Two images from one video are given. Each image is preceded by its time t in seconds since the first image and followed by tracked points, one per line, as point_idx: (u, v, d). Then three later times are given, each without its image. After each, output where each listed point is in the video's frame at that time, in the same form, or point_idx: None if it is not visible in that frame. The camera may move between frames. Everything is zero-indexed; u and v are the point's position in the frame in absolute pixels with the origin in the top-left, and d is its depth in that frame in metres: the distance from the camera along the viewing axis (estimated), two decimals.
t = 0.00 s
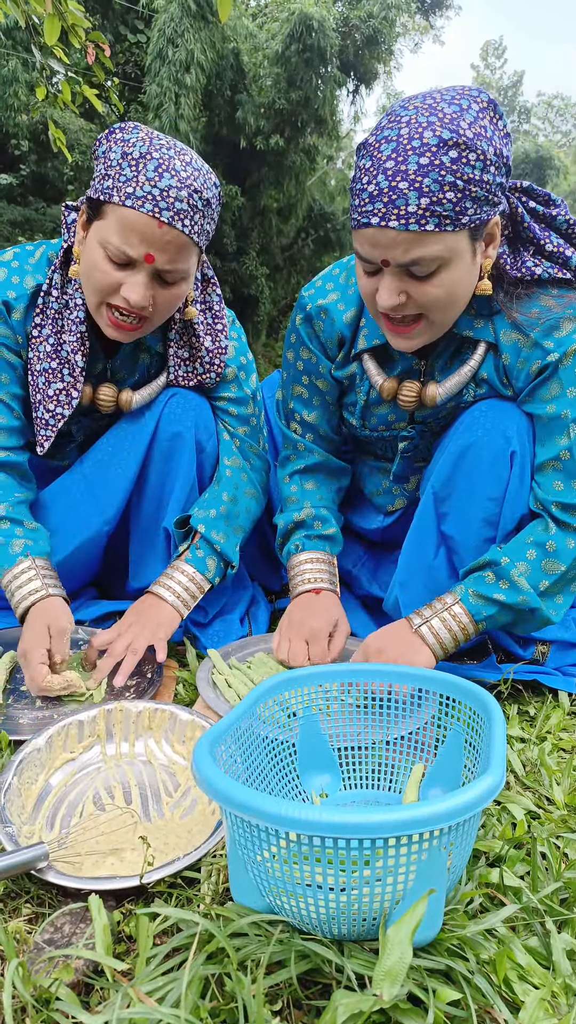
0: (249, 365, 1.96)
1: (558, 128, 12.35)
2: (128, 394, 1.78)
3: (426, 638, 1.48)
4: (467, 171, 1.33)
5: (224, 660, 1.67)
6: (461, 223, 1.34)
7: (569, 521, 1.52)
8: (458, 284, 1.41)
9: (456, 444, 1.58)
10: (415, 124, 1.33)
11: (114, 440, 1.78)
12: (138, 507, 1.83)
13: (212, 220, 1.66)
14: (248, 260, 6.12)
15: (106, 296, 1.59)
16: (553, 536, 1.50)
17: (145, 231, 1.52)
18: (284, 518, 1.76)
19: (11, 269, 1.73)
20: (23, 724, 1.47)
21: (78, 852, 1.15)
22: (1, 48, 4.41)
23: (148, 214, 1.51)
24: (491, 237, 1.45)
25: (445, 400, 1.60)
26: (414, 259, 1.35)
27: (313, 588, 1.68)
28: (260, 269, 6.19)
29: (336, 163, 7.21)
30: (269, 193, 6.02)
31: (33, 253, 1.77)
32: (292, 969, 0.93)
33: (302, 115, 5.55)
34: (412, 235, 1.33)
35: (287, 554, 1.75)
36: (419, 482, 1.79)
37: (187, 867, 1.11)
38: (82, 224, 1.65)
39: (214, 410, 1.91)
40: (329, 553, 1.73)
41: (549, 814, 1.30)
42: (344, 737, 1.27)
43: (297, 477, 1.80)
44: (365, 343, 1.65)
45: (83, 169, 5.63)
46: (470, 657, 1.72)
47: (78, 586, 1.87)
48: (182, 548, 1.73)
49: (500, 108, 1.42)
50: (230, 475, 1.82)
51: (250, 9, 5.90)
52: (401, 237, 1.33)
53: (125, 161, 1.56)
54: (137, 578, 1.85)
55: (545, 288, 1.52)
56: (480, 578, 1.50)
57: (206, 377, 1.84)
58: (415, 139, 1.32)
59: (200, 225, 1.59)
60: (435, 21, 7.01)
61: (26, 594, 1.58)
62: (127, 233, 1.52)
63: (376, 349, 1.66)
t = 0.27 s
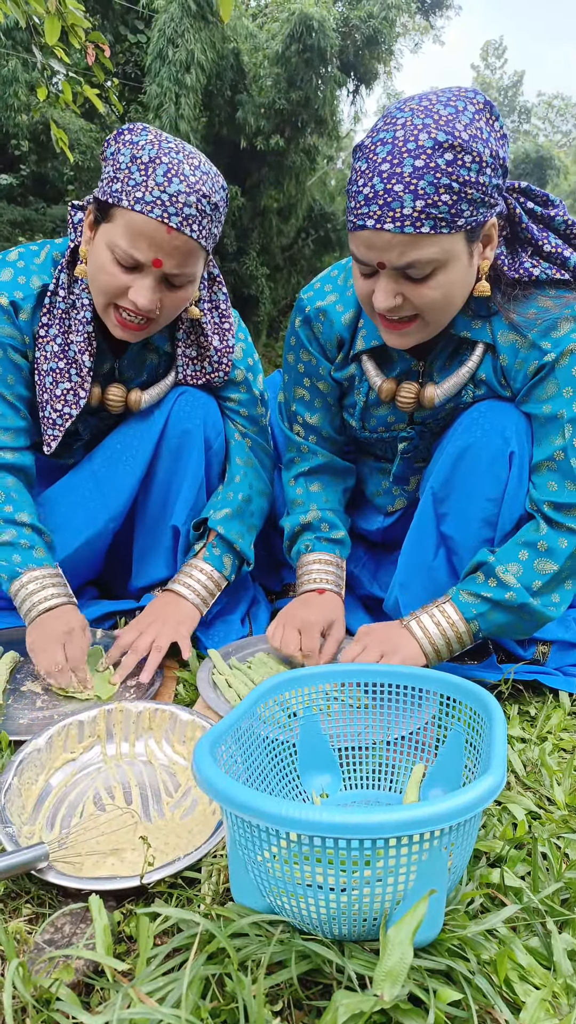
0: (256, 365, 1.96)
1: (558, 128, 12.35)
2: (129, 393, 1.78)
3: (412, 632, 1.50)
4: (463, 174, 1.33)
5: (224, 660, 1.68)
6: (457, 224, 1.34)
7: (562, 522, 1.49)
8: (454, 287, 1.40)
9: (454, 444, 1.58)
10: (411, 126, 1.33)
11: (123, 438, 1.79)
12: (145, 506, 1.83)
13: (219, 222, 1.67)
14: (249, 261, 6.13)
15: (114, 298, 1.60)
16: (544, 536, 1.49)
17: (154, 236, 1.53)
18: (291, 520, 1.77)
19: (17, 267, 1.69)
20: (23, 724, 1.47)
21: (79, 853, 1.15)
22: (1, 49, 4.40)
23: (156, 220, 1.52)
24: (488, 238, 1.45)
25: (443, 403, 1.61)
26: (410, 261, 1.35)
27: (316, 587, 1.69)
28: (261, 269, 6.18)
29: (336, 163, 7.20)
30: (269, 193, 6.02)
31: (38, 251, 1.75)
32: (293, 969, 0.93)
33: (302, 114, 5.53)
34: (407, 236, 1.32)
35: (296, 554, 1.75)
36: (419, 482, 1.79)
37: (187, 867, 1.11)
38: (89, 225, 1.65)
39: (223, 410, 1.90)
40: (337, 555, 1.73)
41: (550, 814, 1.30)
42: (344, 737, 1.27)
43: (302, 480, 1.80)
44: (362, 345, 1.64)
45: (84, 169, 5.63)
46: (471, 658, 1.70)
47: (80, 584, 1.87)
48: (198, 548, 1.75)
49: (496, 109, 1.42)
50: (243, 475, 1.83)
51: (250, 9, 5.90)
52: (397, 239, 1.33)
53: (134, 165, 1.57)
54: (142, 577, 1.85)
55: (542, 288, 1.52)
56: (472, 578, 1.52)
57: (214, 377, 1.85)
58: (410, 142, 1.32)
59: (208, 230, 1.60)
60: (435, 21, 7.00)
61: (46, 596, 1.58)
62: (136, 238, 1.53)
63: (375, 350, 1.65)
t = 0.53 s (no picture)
0: (260, 365, 1.98)
1: (558, 127, 12.35)
2: (130, 393, 1.78)
3: (412, 634, 1.50)
4: (462, 174, 1.33)
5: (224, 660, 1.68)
6: (456, 224, 1.34)
7: (561, 523, 1.49)
8: (452, 287, 1.40)
9: (453, 444, 1.58)
10: (411, 126, 1.33)
11: (128, 434, 1.79)
12: (149, 503, 1.83)
13: (227, 219, 1.67)
14: (249, 261, 6.14)
15: (124, 293, 1.60)
16: (543, 538, 1.49)
17: (164, 230, 1.53)
18: (294, 521, 1.77)
19: (26, 264, 1.69)
20: (23, 724, 1.47)
21: (79, 853, 1.15)
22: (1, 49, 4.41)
23: (167, 213, 1.52)
24: (488, 237, 1.45)
25: (442, 404, 1.60)
26: (409, 261, 1.35)
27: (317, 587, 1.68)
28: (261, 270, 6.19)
29: (337, 163, 7.19)
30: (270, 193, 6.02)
31: (45, 248, 1.74)
32: (292, 969, 0.93)
33: (303, 115, 5.55)
34: (406, 237, 1.32)
35: (300, 556, 1.75)
36: (418, 483, 1.79)
37: (187, 868, 1.11)
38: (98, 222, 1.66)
39: (227, 410, 1.90)
40: (339, 554, 1.73)
41: (550, 815, 1.30)
42: (344, 737, 1.27)
43: (304, 481, 1.81)
44: (362, 345, 1.64)
45: (83, 169, 5.62)
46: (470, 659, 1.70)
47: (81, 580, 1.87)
48: (205, 543, 1.76)
49: (495, 110, 1.42)
50: (249, 474, 1.83)
51: (250, 9, 5.90)
52: (396, 239, 1.32)
53: (145, 160, 1.57)
54: (143, 576, 1.84)
55: (541, 288, 1.52)
56: (472, 584, 1.52)
57: (220, 376, 1.85)
58: (409, 142, 1.32)
59: (217, 225, 1.60)
60: (436, 21, 7.00)
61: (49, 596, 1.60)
62: (146, 232, 1.53)
63: (374, 351, 1.65)
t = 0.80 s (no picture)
0: (261, 365, 1.98)
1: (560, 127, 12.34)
2: (130, 393, 1.78)
3: (401, 635, 1.49)
4: (465, 172, 1.32)
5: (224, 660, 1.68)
6: (458, 223, 1.34)
7: (552, 520, 1.49)
8: (454, 286, 1.40)
9: (453, 444, 1.58)
10: (414, 124, 1.33)
11: (130, 432, 1.80)
12: (150, 502, 1.83)
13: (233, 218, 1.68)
14: (250, 261, 6.15)
15: (130, 288, 1.60)
16: (532, 536, 1.49)
17: (172, 225, 1.53)
18: (294, 521, 1.77)
19: (33, 261, 1.70)
20: (24, 724, 1.47)
21: (80, 854, 1.15)
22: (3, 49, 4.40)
23: (176, 208, 1.52)
24: (490, 237, 1.45)
25: (441, 405, 1.60)
26: (411, 259, 1.35)
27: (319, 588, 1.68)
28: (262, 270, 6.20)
29: (338, 163, 7.19)
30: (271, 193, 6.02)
31: (53, 247, 1.76)
32: (293, 969, 0.93)
33: (304, 114, 5.50)
34: (408, 234, 1.32)
35: (299, 556, 1.75)
36: (419, 483, 1.79)
37: (188, 868, 1.11)
38: (104, 218, 1.65)
39: (228, 409, 1.90)
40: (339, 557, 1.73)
41: (551, 815, 1.30)
42: (345, 738, 1.27)
43: (304, 480, 1.80)
44: (363, 344, 1.64)
45: (85, 169, 5.62)
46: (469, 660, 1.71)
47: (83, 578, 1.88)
48: (204, 542, 1.76)
49: (499, 110, 1.42)
50: (248, 472, 1.83)
51: (251, 9, 5.89)
52: (397, 236, 1.32)
53: (153, 156, 1.58)
54: (144, 575, 1.85)
55: (543, 288, 1.52)
56: (458, 577, 1.51)
57: (222, 372, 1.84)
58: (413, 139, 1.32)
59: (224, 221, 1.61)
60: (437, 21, 6.99)
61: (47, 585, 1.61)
62: (154, 226, 1.53)
63: (375, 351, 1.65)
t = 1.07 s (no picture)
0: (260, 366, 1.99)
1: (560, 128, 12.35)
2: (129, 391, 1.78)
3: (404, 635, 1.49)
4: (470, 164, 1.33)
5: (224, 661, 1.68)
6: (464, 215, 1.34)
7: (553, 520, 1.49)
8: (456, 281, 1.40)
9: (453, 444, 1.58)
10: (419, 117, 1.33)
11: (129, 432, 1.80)
12: (149, 502, 1.84)
13: (238, 219, 1.70)
14: (249, 262, 6.16)
15: (134, 283, 1.61)
16: (536, 536, 1.49)
17: (178, 219, 1.54)
18: (291, 525, 1.76)
19: (35, 257, 1.71)
20: (23, 725, 1.47)
21: (79, 856, 1.14)
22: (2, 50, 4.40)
23: (183, 203, 1.54)
24: (493, 233, 1.46)
25: (441, 401, 1.60)
26: (416, 247, 1.34)
27: (320, 596, 1.68)
28: (261, 271, 6.21)
29: (338, 164, 7.20)
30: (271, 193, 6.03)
31: (57, 245, 1.77)
32: (293, 971, 0.93)
33: (303, 115, 5.54)
34: (414, 224, 1.32)
35: (295, 559, 1.75)
36: (418, 484, 1.79)
37: (187, 870, 1.11)
38: (110, 216, 1.66)
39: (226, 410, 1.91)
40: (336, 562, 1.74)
41: (550, 816, 1.30)
42: (345, 738, 1.27)
43: (301, 481, 1.80)
44: (363, 341, 1.64)
45: (84, 170, 5.62)
46: (470, 660, 1.72)
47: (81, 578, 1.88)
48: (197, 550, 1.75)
49: (503, 107, 1.43)
50: (245, 472, 1.84)
51: (251, 10, 5.90)
52: (404, 225, 1.32)
53: (162, 153, 1.59)
54: (143, 575, 1.85)
55: (543, 285, 1.53)
56: (461, 575, 1.50)
57: (221, 372, 1.84)
58: (418, 130, 1.32)
59: (228, 219, 1.63)
60: (436, 22, 6.99)
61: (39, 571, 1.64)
62: (161, 219, 1.54)
63: (374, 346, 1.65)
